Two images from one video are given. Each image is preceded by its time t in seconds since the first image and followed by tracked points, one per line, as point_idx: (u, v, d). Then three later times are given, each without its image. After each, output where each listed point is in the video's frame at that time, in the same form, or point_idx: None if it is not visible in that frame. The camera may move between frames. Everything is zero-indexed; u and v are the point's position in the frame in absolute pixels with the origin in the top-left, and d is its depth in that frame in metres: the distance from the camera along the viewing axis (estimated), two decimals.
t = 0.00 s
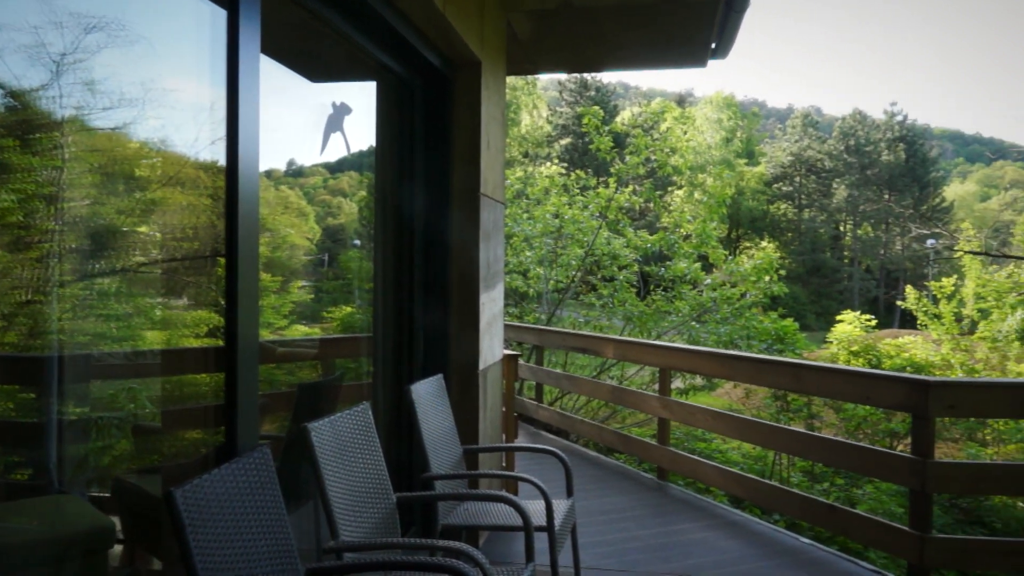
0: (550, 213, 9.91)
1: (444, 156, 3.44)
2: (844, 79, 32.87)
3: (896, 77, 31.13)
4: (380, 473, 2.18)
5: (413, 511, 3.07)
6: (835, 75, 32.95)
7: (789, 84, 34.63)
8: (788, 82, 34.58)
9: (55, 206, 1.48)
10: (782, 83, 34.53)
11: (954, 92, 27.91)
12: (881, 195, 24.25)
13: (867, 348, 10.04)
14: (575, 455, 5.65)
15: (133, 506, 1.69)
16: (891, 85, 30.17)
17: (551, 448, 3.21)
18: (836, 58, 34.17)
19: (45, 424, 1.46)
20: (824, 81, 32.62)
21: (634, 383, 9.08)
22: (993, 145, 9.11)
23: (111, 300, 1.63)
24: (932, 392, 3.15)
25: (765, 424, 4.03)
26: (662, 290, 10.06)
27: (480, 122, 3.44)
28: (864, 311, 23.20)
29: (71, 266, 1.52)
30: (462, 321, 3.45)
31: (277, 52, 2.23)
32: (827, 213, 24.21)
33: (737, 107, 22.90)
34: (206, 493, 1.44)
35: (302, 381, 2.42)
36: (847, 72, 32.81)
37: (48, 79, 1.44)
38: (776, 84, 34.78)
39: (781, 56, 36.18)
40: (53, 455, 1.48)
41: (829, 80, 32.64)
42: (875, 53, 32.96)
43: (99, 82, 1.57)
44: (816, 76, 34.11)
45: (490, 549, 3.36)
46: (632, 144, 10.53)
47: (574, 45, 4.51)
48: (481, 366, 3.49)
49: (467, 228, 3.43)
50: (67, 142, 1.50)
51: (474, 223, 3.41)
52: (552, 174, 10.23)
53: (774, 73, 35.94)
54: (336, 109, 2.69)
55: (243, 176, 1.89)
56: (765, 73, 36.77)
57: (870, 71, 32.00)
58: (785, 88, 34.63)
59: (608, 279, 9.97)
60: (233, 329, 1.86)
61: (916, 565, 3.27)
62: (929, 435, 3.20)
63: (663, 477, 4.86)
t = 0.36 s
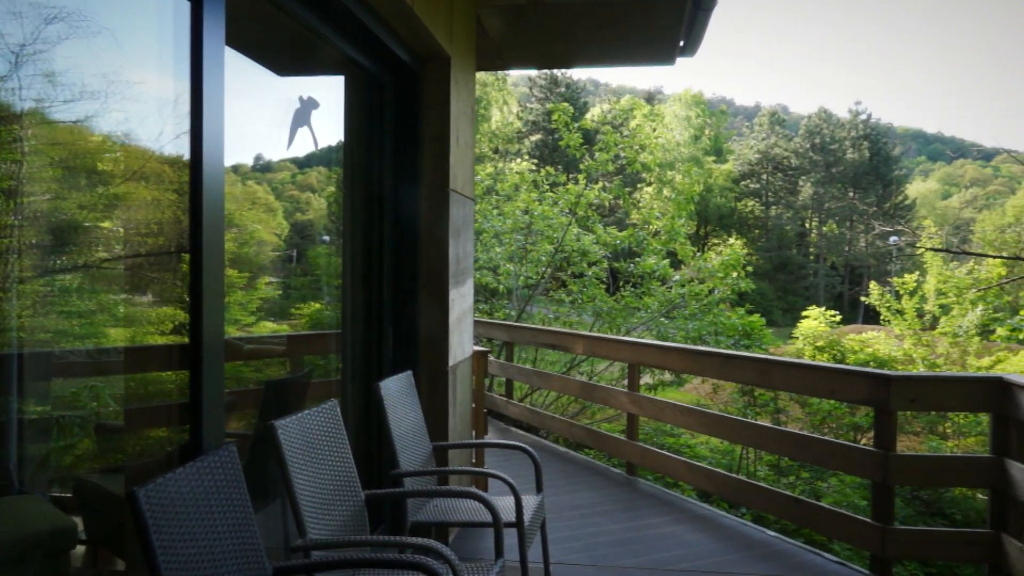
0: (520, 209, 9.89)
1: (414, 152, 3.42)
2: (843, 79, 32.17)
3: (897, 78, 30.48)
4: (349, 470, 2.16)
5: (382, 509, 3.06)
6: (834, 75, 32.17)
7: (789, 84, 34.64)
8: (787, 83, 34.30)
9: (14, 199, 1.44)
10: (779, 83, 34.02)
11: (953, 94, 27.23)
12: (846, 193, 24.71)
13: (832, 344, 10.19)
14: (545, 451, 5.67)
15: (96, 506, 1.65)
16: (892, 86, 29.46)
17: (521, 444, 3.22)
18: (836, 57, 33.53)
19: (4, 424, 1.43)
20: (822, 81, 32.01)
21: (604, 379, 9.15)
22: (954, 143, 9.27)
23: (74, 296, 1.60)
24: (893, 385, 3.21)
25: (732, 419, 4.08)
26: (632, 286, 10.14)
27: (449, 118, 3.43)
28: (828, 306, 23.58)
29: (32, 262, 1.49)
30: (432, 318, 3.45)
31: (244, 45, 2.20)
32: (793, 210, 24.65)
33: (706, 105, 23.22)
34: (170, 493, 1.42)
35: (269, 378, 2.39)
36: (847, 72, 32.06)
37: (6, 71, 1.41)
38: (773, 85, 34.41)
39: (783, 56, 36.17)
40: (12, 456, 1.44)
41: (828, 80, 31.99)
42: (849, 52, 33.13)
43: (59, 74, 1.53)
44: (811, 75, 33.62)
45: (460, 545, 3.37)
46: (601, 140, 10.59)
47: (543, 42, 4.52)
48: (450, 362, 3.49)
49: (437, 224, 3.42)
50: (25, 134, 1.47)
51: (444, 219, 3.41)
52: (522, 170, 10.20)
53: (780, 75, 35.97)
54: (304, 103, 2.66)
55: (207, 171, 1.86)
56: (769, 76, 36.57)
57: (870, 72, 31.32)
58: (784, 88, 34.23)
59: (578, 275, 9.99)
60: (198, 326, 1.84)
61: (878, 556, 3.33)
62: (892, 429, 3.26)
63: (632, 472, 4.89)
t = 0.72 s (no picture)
0: (491, 205, 9.85)
1: (383, 148, 3.41)
2: (844, 79, 31.27)
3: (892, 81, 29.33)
4: (317, 468, 2.14)
5: (352, 506, 3.04)
6: (834, 74, 31.27)
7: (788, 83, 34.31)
8: (788, 82, 33.89)
9: None
10: (781, 83, 33.33)
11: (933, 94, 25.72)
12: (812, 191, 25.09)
13: (799, 339, 10.35)
14: (515, 447, 5.67)
15: (58, 507, 1.62)
16: (892, 86, 28.78)
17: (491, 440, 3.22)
18: (835, 57, 32.83)
19: None
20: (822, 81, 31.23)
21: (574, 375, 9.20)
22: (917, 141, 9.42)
23: (35, 293, 1.56)
24: (857, 380, 3.27)
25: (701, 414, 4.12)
26: (602, 282, 10.20)
27: (419, 114, 3.42)
28: (795, 302, 23.97)
29: None
30: (401, 315, 3.43)
31: (209, 38, 2.17)
32: (761, 207, 24.98)
33: (676, 103, 23.52)
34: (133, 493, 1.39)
35: (236, 376, 2.36)
36: (848, 72, 31.11)
37: None
38: (773, 84, 33.94)
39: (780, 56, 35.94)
40: None
41: (826, 80, 31.10)
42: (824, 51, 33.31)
43: (20, 66, 1.49)
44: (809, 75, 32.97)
45: (430, 543, 3.36)
46: (572, 137, 10.62)
47: (513, 39, 4.52)
48: (420, 359, 3.48)
49: (406, 220, 3.41)
50: None
51: (414, 215, 3.40)
52: (493, 167, 10.18)
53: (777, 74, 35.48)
54: (271, 97, 2.63)
55: (173, 166, 1.81)
56: (767, 74, 36.19)
57: (870, 71, 30.21)
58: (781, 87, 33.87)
59: (549, 272, 10.01)
60: (163, 324, 1.79)
61: (843, 548, 3.39)
62: (856, 423, 3.32)
63: (602, 468, 4.92)
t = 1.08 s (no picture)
0: (462, 201, 9.80)
1: (351, 144, 3.38)
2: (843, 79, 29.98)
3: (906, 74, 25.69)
4: (285, 466, 2.13)
5: (321, 504, 3.02)
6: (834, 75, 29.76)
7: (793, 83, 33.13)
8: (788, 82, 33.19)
9: None
10: (780, 83, 31.96)
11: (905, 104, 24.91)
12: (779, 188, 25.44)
13: (767, 335, 10.47)
14: (486, 443, 5.68)
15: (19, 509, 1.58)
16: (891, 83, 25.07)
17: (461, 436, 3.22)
18: (836, 56, 29.80)
19: None
20: (822, 79, 30.04)
21: (544, 371, 9.24)
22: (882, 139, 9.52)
23: None
24: (822, 376, 3.32)
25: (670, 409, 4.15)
26: (572, 278, 10.25)
27: (389, 110, 3.40)
28: (763, 298, 24.28)
29: None
30: (371, 310, 3.42)
31: (175, 31, 2.14)
32: (729, 204, 25.28)
33: (645, 100, 23.75)
34: (96, 491, 1.37)
35: (203, 373, 2.33)
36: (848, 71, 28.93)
37: None
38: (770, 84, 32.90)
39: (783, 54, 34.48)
40: None
41: (834, 78, 29.26)
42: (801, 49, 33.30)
43: None
44: (812, 75, 31.32)
45: (401, 539, 3.36)
46: (542, 134, 10.64)
47: (484, 34, 4.52)
48: (390, 355, 3.46)
49: (376, 217, 3.39)
50: None
51: (383, 210, 3.38)
52: (464, 162, 10.15)
53: (777, 74, 34.34)
54: (237, 91, 2.60)
55: (135, 160, 1.79)
56: (766, 73, 35.22)
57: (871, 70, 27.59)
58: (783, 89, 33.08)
59: (519, 268, 10.01)
60: (126, 321, 1.76)
61: (809, 540, 3.45)
62: (821, 417, 3.38)
63: (573, 463, 4.94)
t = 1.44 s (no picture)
0: (433, 196, 9.74)
1: (321, 137, 3.36)
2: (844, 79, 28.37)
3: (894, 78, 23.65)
4: (254, 462, 2.11)
5: (292, 501, 3.00)
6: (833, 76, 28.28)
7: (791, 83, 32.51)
8: (788, 82, 32.44)
9: None
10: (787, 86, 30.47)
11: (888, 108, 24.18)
12: (749, 184, 25.70)
13: (736, 329, 10.58)
14: (458, 439, 5.67)
15: None
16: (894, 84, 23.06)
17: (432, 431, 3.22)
18: (836, 58, 29.05)
19: None
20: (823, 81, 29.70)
21: (516, 366, 9.25)
22: (848, 136, 9.64)
23: None
24: (790, 369, 3.37)
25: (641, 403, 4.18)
26: (544, 273, 10.27)
27: (359, 104, 3.38)
28: (733, 293, 24.54)
29: None
30: (341, 303, 3.40)
31: (142, 22, 2.11)
32: (700, 199, 25.46)
33: (618, 96, 23.89)
34: (59, 491, 1.35)
35: (170, 370, 2.30)
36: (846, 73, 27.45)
37: None
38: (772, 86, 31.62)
39: (780, 55, 33.69)
40: None
41: (828, 80, 28.76)
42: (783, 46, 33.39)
43: None
44: (813, 76, 30.86)
45: (371, 535, 3.34)
46: (515, 129, 10.63)
47: (455, 29, 4.51)
48: (361, 350, 3.45)
49: (346, 211, 3.37)
50: None
51: (353, 205, 3.37)
52: (436, 157, 10.10)
53: (780, 73, 33.37)
54: (204, 83, 2.56)
55: (98, 151, 1.75)
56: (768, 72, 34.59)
57: (871, 71, 26.41)
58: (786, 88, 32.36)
59: (491, 263, 9.99)
60: (89, 317, 1.73)
61: (776, 531, 3.49)
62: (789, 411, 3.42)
63: (544, 458, 4.95)
